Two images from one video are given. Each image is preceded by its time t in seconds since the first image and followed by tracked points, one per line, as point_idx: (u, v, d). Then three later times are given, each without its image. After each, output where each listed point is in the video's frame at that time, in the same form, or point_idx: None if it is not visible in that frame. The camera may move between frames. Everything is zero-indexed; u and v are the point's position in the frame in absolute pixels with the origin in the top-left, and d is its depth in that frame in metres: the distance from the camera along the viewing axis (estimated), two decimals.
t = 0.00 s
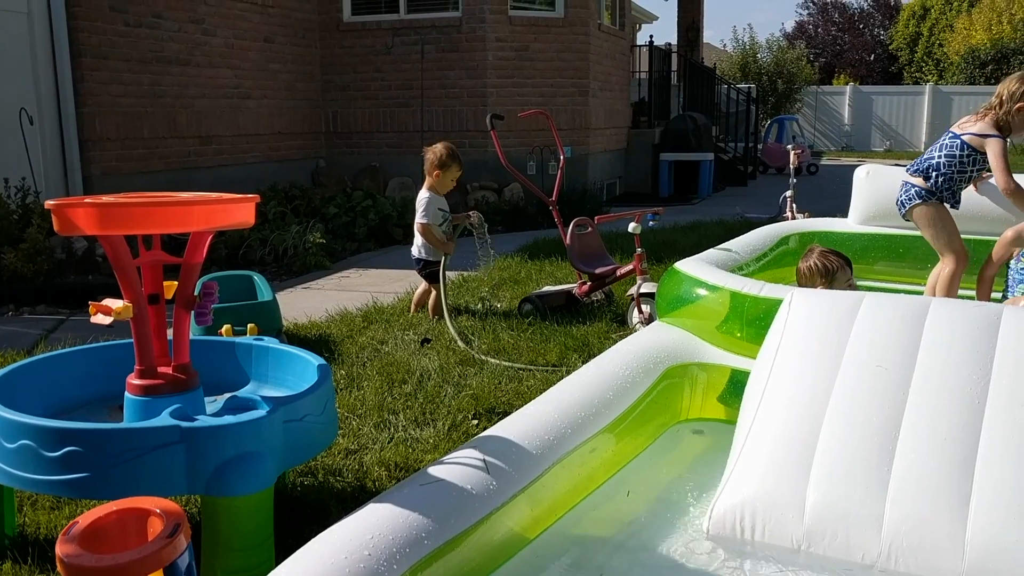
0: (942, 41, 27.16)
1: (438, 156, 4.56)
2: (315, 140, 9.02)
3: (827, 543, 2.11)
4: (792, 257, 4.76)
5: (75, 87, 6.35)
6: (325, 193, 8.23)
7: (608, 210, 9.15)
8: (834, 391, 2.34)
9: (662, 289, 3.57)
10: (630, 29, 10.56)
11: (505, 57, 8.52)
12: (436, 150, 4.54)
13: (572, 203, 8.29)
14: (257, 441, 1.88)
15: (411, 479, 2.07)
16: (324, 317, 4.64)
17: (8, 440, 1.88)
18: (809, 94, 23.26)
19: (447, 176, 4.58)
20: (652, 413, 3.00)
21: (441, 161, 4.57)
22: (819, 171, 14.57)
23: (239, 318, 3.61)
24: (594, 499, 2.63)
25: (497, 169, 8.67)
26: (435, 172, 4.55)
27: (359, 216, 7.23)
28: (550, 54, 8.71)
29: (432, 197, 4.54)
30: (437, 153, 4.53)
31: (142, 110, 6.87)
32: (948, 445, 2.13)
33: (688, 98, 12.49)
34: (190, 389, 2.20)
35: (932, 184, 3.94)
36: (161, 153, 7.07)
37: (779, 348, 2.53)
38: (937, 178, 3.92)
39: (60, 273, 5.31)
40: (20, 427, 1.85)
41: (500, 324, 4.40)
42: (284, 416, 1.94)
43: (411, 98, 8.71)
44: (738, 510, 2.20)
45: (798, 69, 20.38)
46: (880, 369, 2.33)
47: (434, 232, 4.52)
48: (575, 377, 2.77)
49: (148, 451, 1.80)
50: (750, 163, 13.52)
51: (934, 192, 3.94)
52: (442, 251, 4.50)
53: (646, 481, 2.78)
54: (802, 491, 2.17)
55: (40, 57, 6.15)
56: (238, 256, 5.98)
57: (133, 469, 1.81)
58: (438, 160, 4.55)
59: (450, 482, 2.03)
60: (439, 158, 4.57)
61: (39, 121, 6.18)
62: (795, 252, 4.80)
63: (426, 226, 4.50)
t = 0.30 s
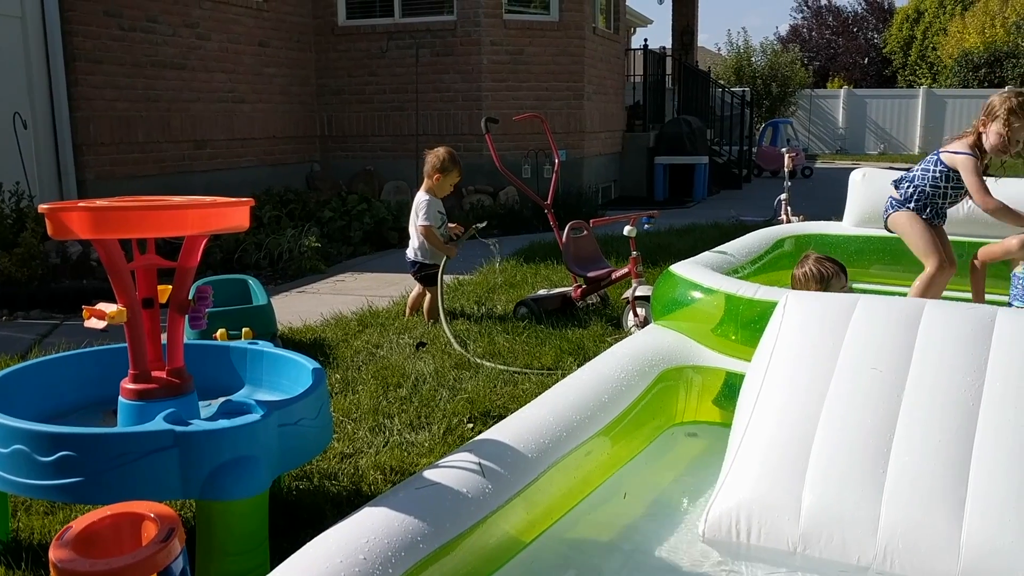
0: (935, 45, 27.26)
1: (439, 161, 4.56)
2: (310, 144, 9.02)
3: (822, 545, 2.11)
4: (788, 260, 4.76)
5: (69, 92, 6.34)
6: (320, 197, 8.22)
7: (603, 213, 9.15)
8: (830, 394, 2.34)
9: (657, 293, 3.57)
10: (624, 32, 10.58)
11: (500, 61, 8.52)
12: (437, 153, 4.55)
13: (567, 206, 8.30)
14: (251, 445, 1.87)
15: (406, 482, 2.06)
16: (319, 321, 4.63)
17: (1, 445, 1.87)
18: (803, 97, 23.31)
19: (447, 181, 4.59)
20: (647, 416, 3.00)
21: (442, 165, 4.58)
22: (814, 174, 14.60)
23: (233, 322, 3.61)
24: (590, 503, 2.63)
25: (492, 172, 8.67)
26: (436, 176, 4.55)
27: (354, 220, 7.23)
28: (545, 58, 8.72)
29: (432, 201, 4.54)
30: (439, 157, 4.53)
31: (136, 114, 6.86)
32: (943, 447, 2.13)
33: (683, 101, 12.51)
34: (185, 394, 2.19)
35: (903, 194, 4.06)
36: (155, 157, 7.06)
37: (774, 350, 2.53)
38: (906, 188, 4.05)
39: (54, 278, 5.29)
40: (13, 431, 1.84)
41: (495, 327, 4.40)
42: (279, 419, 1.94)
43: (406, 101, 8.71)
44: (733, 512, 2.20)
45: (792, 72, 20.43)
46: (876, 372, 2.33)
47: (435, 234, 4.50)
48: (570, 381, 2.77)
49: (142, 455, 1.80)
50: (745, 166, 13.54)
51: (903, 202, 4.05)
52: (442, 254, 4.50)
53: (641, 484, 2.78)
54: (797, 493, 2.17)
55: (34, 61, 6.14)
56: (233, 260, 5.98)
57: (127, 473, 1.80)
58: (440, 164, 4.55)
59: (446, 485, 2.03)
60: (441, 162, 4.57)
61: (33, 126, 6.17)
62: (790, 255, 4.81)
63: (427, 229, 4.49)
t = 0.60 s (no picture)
0: (931, 46, 27.32)
1: (438, 163, 4.55)
2: (306, 146, 9.01)
3: (818, 546, 2.11)
4: (783, 261, 4.79)
5: (65, 94, 6.33)
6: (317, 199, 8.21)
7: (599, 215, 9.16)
8: (826, 395, 2.34)
9: (654, 294, 3.57)
10: (620, 34, 10.58)
11: (496, 62, 8.53)
12: (435, 155, 4.55)
13: (564, 208, 8.31)
14: (248, 446, 1.87)
15: (403, 484, 2.06)
16: (315, 323, 4.63)
17: None
18: (799, 99, 23.33)
19: (445, 182, 4.59)
20: (644, 417, 3.00)
21: (441, 167, 4.57)
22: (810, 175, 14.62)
23: (230, 324, 3.60)
24: (586, 504, 2.63)
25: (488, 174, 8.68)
26: (435, 177, 4.54)
27: (351, 221, 7.22)
28: (541, 59, 8.73)
29: (431, 202, 4.52)
30: (437, 158, 4.53)
31: (132, 116, 6.86)
32: (939, 448, 2.14)
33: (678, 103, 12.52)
34: (181, 395, 2.19)
35: (898, 224, 4.10)
36: (151, 159, 7.06)
37: (770, 351, 2.54)
38: (902, 218, 4.09)
39: (50, 280, 5.28)
40: (9, 434, 1.84)
41: (492, 329, 4.40)
42: (275, 421, 1.94)
43: (402, 103, 8.71)
44: (730, 513, 2.20)
45: (788, 73, 20.44)
46: (872, 373, 2.34)
47: (435, 236, 4.51)
48: (567, 382, 2.77)
49: (139, 457, 1.79)
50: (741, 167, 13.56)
51: (899, 231, 4.09)
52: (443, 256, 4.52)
53: (638, 486, 2.78)
54: (794, 493, 2.18)
55: (29, 63, 6.13)
56: (229, 261, 5.97)
57: (123, 475, 1.80)
58: (438, 166, 4.54)
59: (442, 487, 2.02)
60: (439, 163, 4.57)
61: (29, 128, 6.16)
62: (786, 256, 4.82)
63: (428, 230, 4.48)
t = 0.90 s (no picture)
0: (928, 48, 27.36)
1: (435, 165, 4.56)
2: (304, 148, 9.01)
3: (815, 547, 2.11)
4: (780, 263, 4.80)
5: (62, 95, 6.32)
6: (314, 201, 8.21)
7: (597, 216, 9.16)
8: (823, 396, 2.34)
9: (651, 295, 3.57)
10: (618, 36, 10.59)
11: (494, 64, 8.53)
12: (433, 156, 4.55)
13: (561, 210, 8.32)
14: (245, 449, 1.87)
15: (400, 486, 2.06)
16: (313, 325, 4.63)
17: None
18: (796, 100, 23.36)
19: (442, 183, 4.59)
20: (641, 419, 3.00)
21: (438, 169, 4.58)
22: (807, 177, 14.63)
23: (227, 326, 3.60)
24: (583, 506, 2.62)
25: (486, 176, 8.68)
26: (432, 179, 4.55)
27: (348, 223, 7.22)
28: (538, 61, 8.73)
29: (428, 204, 4.53)
30: (435, 160, 4.53)
31: (129, 117, 6.85)
32: (935, 449, 2.14)
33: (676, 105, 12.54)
34: (179, 398, 2.19)
35: (892, 237, 4.12)
36: (149, 161, 7.05)
37: (767, 353, 2.54)
38: (894, 231, 4.12)
39: (47, 282, 5.28)
40: (6, 436, 1.84)
41: (489, 331, 4.40)
42: (272, 423, 1.94)
43: (400, 104, 8.71)
44: (727, 515, 2.20)
45: (786, 75, 20.45)
46: (869, 374, 2.34)
47: (433, 237, 4.50)
48: (564, 383, 2.77)
49: (136, 460, 1.79)
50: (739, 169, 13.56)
51: (893, 244, 4.10)
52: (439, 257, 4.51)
53: (635, 488, 2.78)
54: (791, 495, 2.17)
55: (26, 65, 6.12)
56: (226, 263, 5.97)
57: (120, 478, 1.80)
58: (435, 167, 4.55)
59: (439, 489, 2.02)
60: (437, 165, 4.57)
61: (26, 130, 6.15)
62: (783, 258, 4.83)
63: (425, 232, 4.47)
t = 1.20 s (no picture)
0: (924, 50, 27.43)
1: (431, 167, 4.55)
2: (301, 151, 9.00)
3: (815, 550, 2.10)
4: (778, 265, 4.80)
5: (58, 98, 6.31)
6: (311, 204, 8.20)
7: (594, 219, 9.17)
8: (822, 399, 2.34)
9: (649, 298, 3.57)
10: (614, 38, 10.59)
11: (490, 66, 8.53)
12: (429, 159, 4.55)
13: (558, 213, 8.33)
14: (244, 453, 1.87)
15: (399, 490, 2.06)
16: (310, 328, 4.62)
17: None
18: (792, 103, 23.38)
19: (438, 186, 4.59)
20: (639, 422, 3.00)
21: (435, 171, 4.57)
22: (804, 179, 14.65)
23: (225, 330, 3.60)
24: (582, 510, 2.62)
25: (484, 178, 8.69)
26: (428, 181, 4.54)
27: (345, 226, 7.21)
28: (535, 63, 8.74)
29: (424, 207, 4.52)
30: (431, 163, 4.52)
31: (126, 120, 6.84)
32: (934, 452, 2.14)
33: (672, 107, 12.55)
34: (178, 402, 2.18)
35: (885, 268, 4.12)
36: (145, 163, 7.04)
37: (766, 356, 2.54)
38: (886, 262, 4.12)
39: (43, 286, 5.27)
40: (4, 441, 1.83)
41: (486, 333, 4.40)
42: (271, 427, 1.93)
43: (397, 107, 8.71)
44: (726, 518, 2.20)
45: (782, 77, 20.47)
46: (868, 377, 2.34)
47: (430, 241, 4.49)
48: (562, 387, 2.77)
49: (135, 465, 1.78)
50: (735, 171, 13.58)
51: (886, 274, 4.10)
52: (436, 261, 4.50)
53: (634, 491, 2.77)
54: (790, 499, 2.17)
55: (23, 68, 6.11)
56: (223, 267, 5.96)
57: (119, 483, 1.79)
58: (431, 170, 4.54)
59: (439, 493, 2.02)
60: (433, 167, 4.57)
61: (22, 133, 6.14)
62: (782, 260, 4.83)
63: (421, 235, 4.45)
